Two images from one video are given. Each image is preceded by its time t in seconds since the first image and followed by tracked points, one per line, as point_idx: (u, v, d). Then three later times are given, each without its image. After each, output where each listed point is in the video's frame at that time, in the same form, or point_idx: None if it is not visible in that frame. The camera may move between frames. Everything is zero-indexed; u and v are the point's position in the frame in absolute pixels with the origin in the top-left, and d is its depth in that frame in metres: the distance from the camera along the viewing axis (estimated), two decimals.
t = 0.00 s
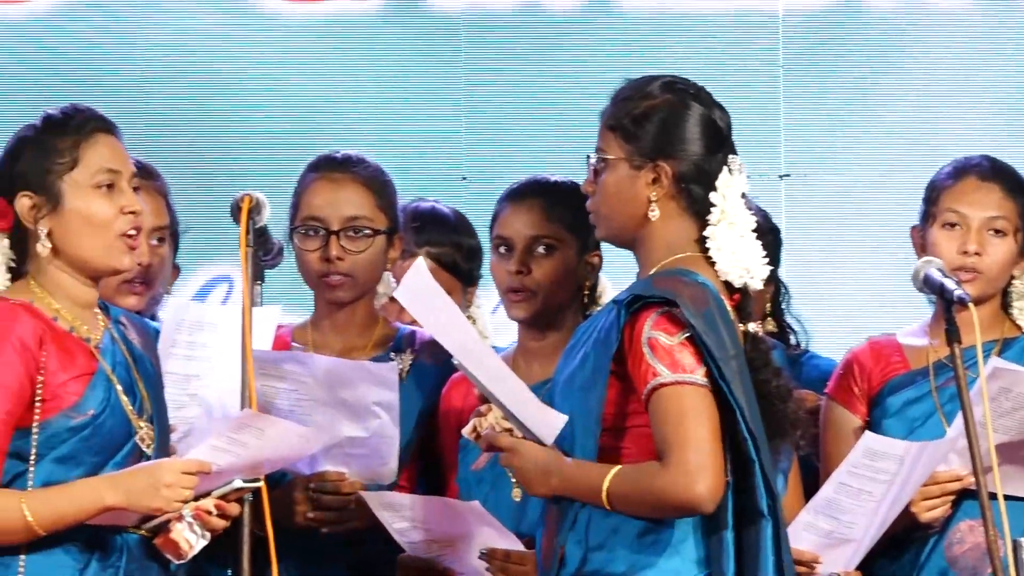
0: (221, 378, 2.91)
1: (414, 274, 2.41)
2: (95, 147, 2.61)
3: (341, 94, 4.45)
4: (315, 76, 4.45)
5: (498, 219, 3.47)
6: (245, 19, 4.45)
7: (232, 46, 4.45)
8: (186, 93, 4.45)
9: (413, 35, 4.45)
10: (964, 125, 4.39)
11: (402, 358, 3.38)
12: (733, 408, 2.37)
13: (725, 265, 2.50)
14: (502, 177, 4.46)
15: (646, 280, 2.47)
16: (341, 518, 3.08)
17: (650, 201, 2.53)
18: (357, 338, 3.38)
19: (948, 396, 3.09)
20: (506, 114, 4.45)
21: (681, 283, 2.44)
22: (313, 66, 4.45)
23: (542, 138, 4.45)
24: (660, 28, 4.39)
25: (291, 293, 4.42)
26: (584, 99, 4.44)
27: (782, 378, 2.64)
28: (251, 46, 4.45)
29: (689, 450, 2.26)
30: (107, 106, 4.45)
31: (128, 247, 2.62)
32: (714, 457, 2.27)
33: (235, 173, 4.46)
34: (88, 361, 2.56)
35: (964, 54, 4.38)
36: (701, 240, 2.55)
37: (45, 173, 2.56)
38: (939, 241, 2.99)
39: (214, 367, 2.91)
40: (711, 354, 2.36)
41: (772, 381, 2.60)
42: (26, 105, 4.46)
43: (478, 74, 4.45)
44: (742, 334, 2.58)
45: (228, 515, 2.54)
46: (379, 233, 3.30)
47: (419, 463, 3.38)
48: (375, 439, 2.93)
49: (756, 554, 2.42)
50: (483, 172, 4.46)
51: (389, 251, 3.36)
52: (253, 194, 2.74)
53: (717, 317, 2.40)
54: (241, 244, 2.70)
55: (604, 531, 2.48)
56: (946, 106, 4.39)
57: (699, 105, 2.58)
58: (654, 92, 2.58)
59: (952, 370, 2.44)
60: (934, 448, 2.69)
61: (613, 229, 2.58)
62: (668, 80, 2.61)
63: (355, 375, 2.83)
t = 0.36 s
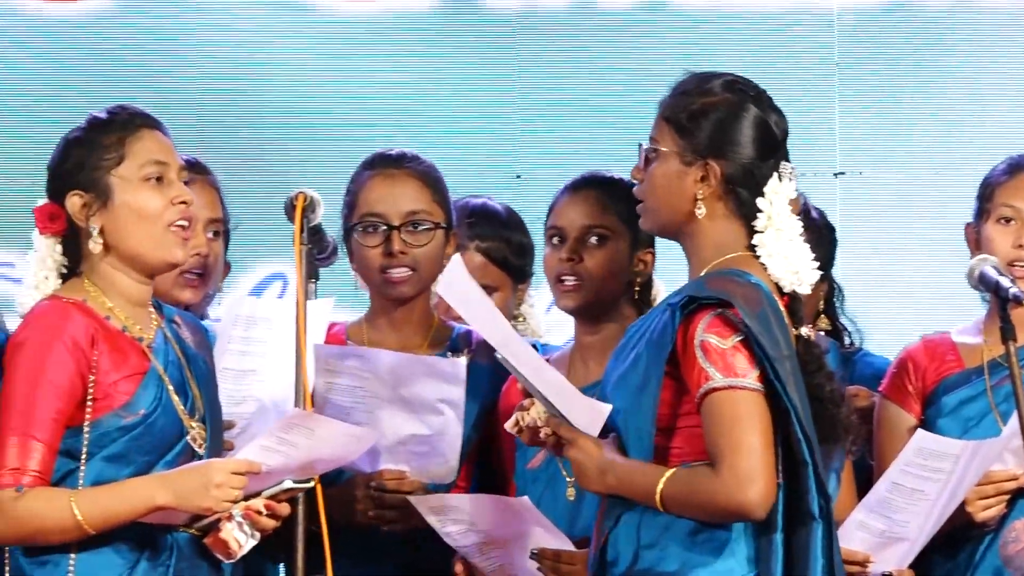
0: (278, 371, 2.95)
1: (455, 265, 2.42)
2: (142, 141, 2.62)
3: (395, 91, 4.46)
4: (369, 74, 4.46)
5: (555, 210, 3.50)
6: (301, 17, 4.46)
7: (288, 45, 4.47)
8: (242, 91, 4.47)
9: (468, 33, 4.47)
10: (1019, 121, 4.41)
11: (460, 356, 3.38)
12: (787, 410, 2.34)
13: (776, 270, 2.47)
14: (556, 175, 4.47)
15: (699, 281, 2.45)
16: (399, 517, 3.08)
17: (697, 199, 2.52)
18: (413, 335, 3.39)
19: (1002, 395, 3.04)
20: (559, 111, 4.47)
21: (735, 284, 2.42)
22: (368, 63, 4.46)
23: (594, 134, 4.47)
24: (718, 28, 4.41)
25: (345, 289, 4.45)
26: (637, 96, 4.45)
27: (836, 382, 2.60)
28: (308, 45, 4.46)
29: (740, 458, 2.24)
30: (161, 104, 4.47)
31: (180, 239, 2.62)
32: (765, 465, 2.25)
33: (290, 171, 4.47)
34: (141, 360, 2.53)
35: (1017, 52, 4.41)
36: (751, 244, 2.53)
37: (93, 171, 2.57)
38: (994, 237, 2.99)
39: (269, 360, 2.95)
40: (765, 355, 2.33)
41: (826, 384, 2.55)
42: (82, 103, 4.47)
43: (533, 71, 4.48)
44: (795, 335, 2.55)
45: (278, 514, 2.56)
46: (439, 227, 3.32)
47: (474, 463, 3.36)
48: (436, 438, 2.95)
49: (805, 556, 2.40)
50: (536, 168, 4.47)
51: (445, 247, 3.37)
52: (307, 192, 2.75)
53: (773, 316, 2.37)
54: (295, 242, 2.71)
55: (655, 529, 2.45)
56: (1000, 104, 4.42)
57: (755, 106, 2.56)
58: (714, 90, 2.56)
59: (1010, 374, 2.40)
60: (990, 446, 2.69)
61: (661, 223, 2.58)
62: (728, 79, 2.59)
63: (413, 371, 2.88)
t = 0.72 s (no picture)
0: (324, 370, 2.97)
1: (515, 262, 2.42)
2: (194, 142, 2.64)
3: (442, 88, 4.48)
4: (418, 73, 4.48)
5: (604, 208, 3.48)
6: (350, 15, 4.48)
7: (335, 42, 4.47)
8: (288, 89, 4.47)
9: (517, 31, 4.48)
10: None
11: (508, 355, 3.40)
12: (845, 405, 2.34)
13: (830, 268, 2.45)
14: (602, 172, 4.47)
15: (757, 278, 2.44)
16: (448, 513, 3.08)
17: (749, 197, 2.51)
18: (459, 334, 3.39)
19: None
20: (608, 106, 4.48)
21: (794, 280, 2.41)
22: (418, 62, 4.48)
23: (641, 132, 4.48)
24: (767, 27, 4.44)
25: (393, 286, 4.47)
26: (684, 92, 4.46)
27: (887, 381, 2.58)
28: (356, 44, 4.48)
29: (801, 456, 2.22)
30: (206, 102, 4.47)
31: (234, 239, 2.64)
32: (826, 463, 2.24)
33: (339, 169, 4.49)
34: (188, 359, 2.56)
35: None
36: (803, 242, 2.51)
37: (147, 170, 2.59)
38: None
39: (315, 358, 2.97)
40: (826, 352, 2.32)
41: (878, 384, 2.54)
42: (128, 100, 4.48)
43: (581, 69, 4.48)
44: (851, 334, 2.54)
45: (324, 514, 2.56)
46: (487, 225, 3.31)
47: (521, 466, 3.38)
48: (483, 436, 2.95)
49: (857, 556, 2.39)
50: (584, 165, 4.48)
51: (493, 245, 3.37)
52: (356, 190, 2.77)
53: (831, 313, 2.36)
54: (344, 241, 2.73)
55: (713, 524, 2.45)
56: None
57: (808, 105, 2.54)
58: (768, 89, 2.54)
59: None
60: None
61: (711, 221, 2.57)
62: (783, 77, 2.57)
63: (462, 370, 2.88)
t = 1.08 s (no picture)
0: (369, 368, 2.96)
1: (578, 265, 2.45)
2: (242, 145, 2.61)
3: (491, 84, 4.46)
4: (469, 71, 4.47)
5: (650, 205, 3.45)
6: (398, 12, 4.47)
7: (387, 40, 4.47)
8: (338, 87, 4.47)
9: (566, 26, 4.45)
10: None
11: (555, 352, 3.37)
12: (902, 402, 2.35)
13: (880, 268, 2.47)
14: (653, 170, 4.45)
15: (810, 277, 2.46)
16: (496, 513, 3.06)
17: (800, 196, 2.53)
18: (506, 330, 3.37)
19: None
20: (658, 105, 4.45)
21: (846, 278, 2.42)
22: (470, 60, 4.46)
23: (690, 129, 4.45)
24: (821, 25, 4.42)
25: (441, 283, 4.45)
26: (734, 86, 4.44)
27: (943, 379, 2.55)
28: (405, 41, 4.47)
29: (862, 450, 2.24)
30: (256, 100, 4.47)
31: (285, 239, 2.64)
32: (887, 456, 2.25)
33: (388, 165, 4.48)
34: (240, 358, 2.56)
35: None
36: (854, 242, 2.53)
37: (196, 172, 2.58)
38: None
39: (361, 355, 2.96)
40: (881, 349, 2.33)
41: (935, 382, 2.51)
42: (176, 97, 4.47)
43: (632, 66, 4.45)
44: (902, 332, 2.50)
45: (373, 512, 2.56)
46: (534, 222, 3.29)
47: (573, 464, 3.37)
48: (528, 435, 2.94)
49: (916, 554, 2.42)
50: (634, 162, 4.46)
51: (541, 242, 3.35)
52: (407, 188, 2.75)
53: (883, 311, 2.38)
54: (394, 238, 2.73)
55: (777, 523, 2.48)
56: None
57: (861, 105, 2.55)
58: (821, 87, 2.56)
59: None
60: None
61: (761, 218, 2.59)
62: (835, 76, 2.58)
63: (508, 366, 2.87)
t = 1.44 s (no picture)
0: (428, 365, 2.95)
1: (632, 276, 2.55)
2: (295, 146, 2.60)
3: (548, 78, 4.43)
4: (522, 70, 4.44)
5: (712, 202, 3.43)
6: (455, 11, 4.45)
7: (439, 41, 4.45)
8: (390, 88, 4.44)
9: (627, 24, 4.41)
10: None
11: (612, 349, 3.30)
12: (955, 403, 2.37)
13: (939, 269, 2.51)
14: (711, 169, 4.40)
15: (863, 278, 2.48)
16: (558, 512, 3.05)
17: (860, 197, 2.57)
18: (563, 328, 3.34)
19: None
20: (716, 101, 4.40)
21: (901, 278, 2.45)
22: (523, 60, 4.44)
23: (749, 122, 4.39)
24: (877, 23, 4.36)
25: (497, 283, 4.44)
26: (792, 82, 4.39)
27: (1005, 380, 2.59)
28: (460, 40, 4.45)
29: (919, 450, 2.27)
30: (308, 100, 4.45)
31: (339, 240, 2.62)
32: (942, 456, 2.28)
33: (445, 162, 4.45)
34: (297, 355, 2.55)
35: None
36: (915, 242, 2.56)
37: (250, 174, 2.58)
38: None
39: (418, 354, 2.96)
40: (933, 351, 2.36)
41: (995, 384, 2.55)
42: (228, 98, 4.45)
43: (687, 64, 4.41)
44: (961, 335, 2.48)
45: (431, 510, 2.58)
46: (592, 220, 3.26)
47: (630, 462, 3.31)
48: (591, 434, 2.92)
49: (972, 554, 2.42)
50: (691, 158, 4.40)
51: (598, 240, 3.32)
52: (463, 184, 2.73)
53: (938, 312, 2.40)
54: (451, 235, 2.73)
55: (838, 524, 2.47)
56: None
57: (923, 107, 2.59)
58: (882, 88, 2.60)
59: None
60: None
61: (826, 220, 2.62)
62: (898, 78, 2.62)
63: (570, 366, 2.84)
